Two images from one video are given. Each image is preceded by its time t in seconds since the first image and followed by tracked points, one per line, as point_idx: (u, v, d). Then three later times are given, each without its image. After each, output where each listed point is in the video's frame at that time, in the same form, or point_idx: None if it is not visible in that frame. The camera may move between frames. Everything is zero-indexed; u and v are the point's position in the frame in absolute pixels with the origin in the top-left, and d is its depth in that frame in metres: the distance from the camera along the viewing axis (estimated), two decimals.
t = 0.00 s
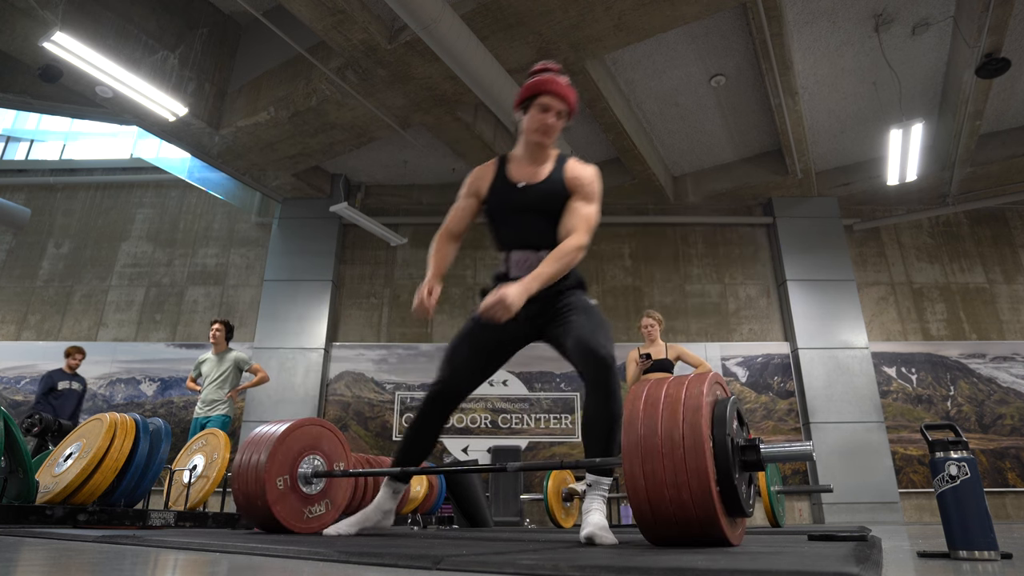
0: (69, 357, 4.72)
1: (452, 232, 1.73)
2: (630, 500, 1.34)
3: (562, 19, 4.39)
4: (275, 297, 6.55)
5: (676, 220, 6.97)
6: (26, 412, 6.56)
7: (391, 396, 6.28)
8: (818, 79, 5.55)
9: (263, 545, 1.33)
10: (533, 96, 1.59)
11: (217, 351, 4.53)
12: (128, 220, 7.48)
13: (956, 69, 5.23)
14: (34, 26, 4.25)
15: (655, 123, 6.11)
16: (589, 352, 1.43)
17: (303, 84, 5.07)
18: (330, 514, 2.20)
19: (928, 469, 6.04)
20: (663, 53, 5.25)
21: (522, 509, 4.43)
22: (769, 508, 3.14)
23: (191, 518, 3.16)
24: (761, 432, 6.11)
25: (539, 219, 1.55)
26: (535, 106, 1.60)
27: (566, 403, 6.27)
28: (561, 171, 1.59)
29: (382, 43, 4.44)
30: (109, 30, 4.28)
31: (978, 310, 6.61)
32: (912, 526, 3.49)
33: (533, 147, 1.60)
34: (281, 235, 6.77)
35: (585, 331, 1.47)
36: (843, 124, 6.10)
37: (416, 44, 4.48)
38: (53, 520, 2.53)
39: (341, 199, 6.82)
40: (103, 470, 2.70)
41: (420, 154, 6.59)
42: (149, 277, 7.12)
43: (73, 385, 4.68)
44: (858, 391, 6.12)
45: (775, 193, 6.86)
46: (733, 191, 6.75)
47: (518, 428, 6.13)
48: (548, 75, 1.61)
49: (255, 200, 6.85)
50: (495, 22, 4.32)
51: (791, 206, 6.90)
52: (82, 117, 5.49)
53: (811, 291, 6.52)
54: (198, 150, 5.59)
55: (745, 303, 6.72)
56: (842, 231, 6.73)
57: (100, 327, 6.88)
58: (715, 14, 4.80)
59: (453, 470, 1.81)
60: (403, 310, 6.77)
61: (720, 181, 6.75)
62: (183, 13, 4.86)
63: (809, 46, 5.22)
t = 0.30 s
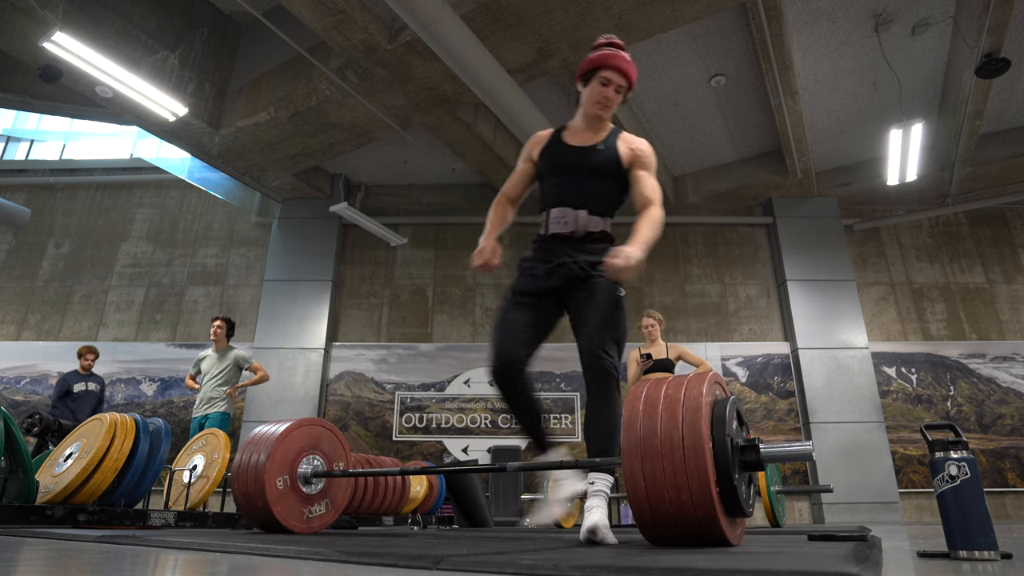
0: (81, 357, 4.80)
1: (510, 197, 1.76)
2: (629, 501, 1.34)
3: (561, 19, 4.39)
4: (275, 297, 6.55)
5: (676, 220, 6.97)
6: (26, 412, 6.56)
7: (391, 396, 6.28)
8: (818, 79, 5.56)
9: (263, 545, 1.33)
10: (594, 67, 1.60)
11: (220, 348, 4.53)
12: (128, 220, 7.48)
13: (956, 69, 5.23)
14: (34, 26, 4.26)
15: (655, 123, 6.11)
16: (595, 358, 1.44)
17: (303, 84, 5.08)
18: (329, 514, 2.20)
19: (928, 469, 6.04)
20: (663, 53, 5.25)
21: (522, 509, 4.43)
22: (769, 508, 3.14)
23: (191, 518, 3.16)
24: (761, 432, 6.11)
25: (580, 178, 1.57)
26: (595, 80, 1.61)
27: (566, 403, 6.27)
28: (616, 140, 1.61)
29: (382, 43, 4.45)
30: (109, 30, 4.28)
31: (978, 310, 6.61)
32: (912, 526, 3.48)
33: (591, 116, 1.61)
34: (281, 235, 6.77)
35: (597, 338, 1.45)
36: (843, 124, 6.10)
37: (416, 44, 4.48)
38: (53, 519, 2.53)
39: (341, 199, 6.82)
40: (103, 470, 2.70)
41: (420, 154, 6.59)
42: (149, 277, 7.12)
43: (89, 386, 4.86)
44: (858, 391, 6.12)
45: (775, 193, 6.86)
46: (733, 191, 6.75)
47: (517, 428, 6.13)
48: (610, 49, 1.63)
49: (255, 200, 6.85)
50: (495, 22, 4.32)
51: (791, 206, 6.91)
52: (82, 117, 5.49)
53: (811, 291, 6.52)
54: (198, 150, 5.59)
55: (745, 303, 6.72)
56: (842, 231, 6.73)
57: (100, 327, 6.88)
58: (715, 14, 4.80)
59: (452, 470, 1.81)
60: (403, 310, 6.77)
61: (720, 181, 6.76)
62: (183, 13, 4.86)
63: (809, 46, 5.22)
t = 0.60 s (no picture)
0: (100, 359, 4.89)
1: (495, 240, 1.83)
2: (630, 502, 1.34)
3: (561, 19, 4.39)
4: (275, 296, 6.55)
5: (676, 220, 6.97)
6: (26, 412, 6.56)
7: (391, 396, 6.28)
8: (818, 79, 5.55)
9: (263, 545, 1.34)
10: (769, 71, 1.67)
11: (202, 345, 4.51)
12: (128, 220, 7.48)
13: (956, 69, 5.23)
14: (34, 26, 4.26)
15: (655, 123, 6.11)
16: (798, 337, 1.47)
17: (303, 84, 5.08)
18: (328, 514, 2.20)
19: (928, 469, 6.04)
20: (663, 53, 5.25)
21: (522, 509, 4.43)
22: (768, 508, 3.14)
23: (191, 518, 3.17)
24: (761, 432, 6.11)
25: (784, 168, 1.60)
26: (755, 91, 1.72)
27: (565, 403, 6.26)
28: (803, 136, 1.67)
29: (382, 43, 4.44)
30: (109, 29, 4.27)
31: (977, 310, 6.61)
32: (912, 526, 3.48)
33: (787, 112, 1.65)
34: (281, 235, 6.77)
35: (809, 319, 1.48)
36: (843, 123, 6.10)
37: (416, 44, 4.48)
38: (54, 519, 2.53)
39: (341, 199, 6.82)
40: (103, 470, 2.70)
41: (420, 154, 6.59)
42: (149, 277, 7.12)
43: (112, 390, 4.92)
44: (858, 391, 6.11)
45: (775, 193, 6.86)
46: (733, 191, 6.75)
47: (517, 428, 6.13)
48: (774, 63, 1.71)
49: (255, 200, 6.85)
50: (495, 22, 4.32)
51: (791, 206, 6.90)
52: (82, 117, 5.49)
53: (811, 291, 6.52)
54: (198, 150, 5.59)
55: (745, 303, 6.72)
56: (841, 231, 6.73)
57: (100, 328, 6.88)
58: (715, 14, 4.80)
59: (451, 470, 1.82)
60: (403, 310, 6.77)
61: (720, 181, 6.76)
62: (183, 13, 4.85)
63: (809, 46, 5.22)
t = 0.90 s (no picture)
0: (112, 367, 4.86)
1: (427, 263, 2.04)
2: (630, 502, 1.34)
3: (561, 19, 4.39)
4: (275, 296, 6.55)
5: (675, 220, 6.97)
6: (26, 412, 6.56)
7: (391, 396, 6.28)
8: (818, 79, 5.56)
9: (264, 545, 1.33)
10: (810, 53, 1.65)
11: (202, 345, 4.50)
12: (128, 220, 7.48)
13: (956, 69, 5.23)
14: (34, 26, 4.26)
15: (655, 123, 6.12)
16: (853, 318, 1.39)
17: (303, 84, 5.07)
18: (327, 514, 2.20)
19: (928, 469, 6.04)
20: (663, 53, 5.26)
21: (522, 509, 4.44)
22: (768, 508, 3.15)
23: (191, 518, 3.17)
24: (761, 432, 6.10)
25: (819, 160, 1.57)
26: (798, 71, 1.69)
27: (565, 403, 6.27)
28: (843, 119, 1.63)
29: (382, 43, 4.45)
30: (109, 29, 4.26)
31: (978, 310, 6.61)
32: (912, 526, 3.48)
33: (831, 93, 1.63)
34: (281, 235, 6.76)
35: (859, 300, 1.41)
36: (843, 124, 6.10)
37: (416, 44, 4.48)
38: (54, 519, 2.53)
39: (341, 199, 6.82)
40: (103, 470, 2.70)
41: (420, 154, 6.59)
42: (149, 277, 7.13)
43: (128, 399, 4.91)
44: (858, 391, 6.12)
45: (775, 193, 6.87)
46: (733, 191, 6.76)
47: (517, 428, 6.13)
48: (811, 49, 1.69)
49: (255, 200, 6.85)
50: (495, 22, 4.32)
51: (791, 206, 6.91)
52: (82, 117, 5.49)
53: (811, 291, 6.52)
54: (198, 150, 5.59)
55: (745, 303, 6.72)
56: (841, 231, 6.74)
57: (100, 328, 6.88)
58: (716, 14, 4.81)
59: (451, 470, 1.82)
60: (403, 310, 6.77)
61: (720, 181, 6.76)
62: (183, 13, 4.85)
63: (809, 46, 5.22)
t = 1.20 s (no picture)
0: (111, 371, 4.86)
1: (428, 258, 2.05)
2: (631, 501, 1.34)
3: (561, 19, 4.39)
4: (275, 296, 6.55)
5: (675, 220, 6.97)
6: (26, 412, 6.56)
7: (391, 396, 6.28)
8: (818, 79, 5.56)
9: (263, 545, 1.33)
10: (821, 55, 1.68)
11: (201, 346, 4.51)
12: (128, 220, 7.48)
13: (956, 69, 5.23)
14: (34, 26, 4.26)
15: (655, 123, 6.11)
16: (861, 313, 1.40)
17: (302, 84, 5.06)
18: (331, 513, 2.19)
19: (928, 469, 6.03)
20: (663, 53, 5.25)
21: (523, 509, 4.46)
22: (766, 507, 3.15)
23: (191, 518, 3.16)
24: (761, 432, 6.10)
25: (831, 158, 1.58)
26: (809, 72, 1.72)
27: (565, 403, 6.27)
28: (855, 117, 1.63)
29: (382, 43, 4.45)
30: (109, 29, 4.26)
31: (978, 310, 6.61)
32: (912, 526, 3.47)
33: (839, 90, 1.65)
34: (281, 235, 6.76)
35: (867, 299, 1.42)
36: (843, 123, 6.10)
37: (416, 44, 4.48)
38: (54, 520, 2.51)
39: (341, 199, 6.82)
40: (103, 470, 2.71)
41: (420, 154, 6.58)
42: (149, 277, 7.13)
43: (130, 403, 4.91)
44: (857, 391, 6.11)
45: (775, 192, 6.88)
46: (733, 191, 6.76)
47: (517, 428, 6.13)
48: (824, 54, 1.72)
49: (255, 199, 6.86)
50: (495, 22, 4.32)
51: (791, 206, 6.90)
52: (82, 117, 5.49)
53: (811, 291, 6.52)
54: (198, 150, 5.59)
55: (745, 303, 6.72)
56: (841, 231, 6.74)
57: (100, 327, 6.88)
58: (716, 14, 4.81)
59: (451, 470, 1.81)
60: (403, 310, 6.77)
61: (720, 181, 6.76)
62: (183, 13, 4.85)
63: (809, 46, 5.22)
